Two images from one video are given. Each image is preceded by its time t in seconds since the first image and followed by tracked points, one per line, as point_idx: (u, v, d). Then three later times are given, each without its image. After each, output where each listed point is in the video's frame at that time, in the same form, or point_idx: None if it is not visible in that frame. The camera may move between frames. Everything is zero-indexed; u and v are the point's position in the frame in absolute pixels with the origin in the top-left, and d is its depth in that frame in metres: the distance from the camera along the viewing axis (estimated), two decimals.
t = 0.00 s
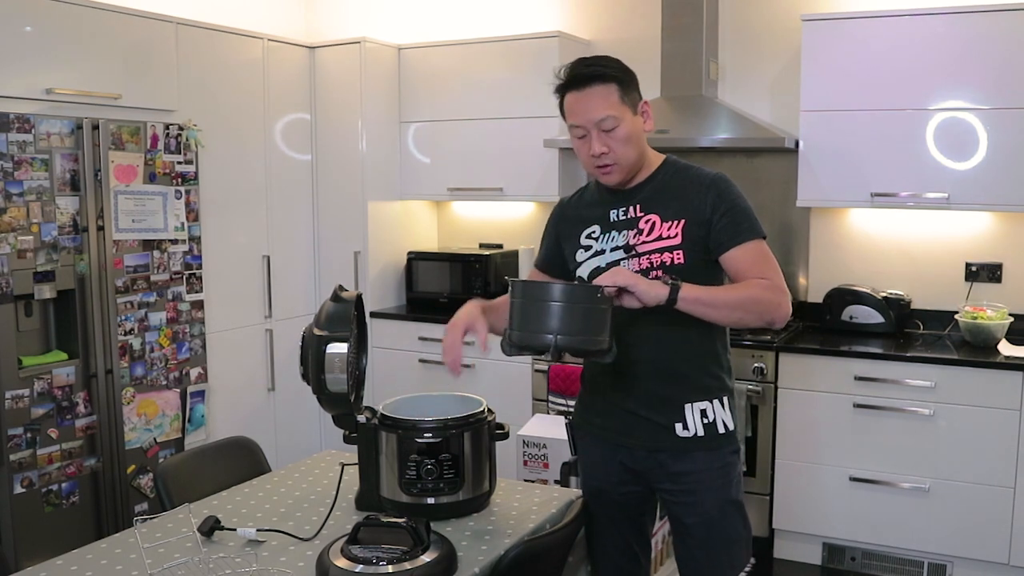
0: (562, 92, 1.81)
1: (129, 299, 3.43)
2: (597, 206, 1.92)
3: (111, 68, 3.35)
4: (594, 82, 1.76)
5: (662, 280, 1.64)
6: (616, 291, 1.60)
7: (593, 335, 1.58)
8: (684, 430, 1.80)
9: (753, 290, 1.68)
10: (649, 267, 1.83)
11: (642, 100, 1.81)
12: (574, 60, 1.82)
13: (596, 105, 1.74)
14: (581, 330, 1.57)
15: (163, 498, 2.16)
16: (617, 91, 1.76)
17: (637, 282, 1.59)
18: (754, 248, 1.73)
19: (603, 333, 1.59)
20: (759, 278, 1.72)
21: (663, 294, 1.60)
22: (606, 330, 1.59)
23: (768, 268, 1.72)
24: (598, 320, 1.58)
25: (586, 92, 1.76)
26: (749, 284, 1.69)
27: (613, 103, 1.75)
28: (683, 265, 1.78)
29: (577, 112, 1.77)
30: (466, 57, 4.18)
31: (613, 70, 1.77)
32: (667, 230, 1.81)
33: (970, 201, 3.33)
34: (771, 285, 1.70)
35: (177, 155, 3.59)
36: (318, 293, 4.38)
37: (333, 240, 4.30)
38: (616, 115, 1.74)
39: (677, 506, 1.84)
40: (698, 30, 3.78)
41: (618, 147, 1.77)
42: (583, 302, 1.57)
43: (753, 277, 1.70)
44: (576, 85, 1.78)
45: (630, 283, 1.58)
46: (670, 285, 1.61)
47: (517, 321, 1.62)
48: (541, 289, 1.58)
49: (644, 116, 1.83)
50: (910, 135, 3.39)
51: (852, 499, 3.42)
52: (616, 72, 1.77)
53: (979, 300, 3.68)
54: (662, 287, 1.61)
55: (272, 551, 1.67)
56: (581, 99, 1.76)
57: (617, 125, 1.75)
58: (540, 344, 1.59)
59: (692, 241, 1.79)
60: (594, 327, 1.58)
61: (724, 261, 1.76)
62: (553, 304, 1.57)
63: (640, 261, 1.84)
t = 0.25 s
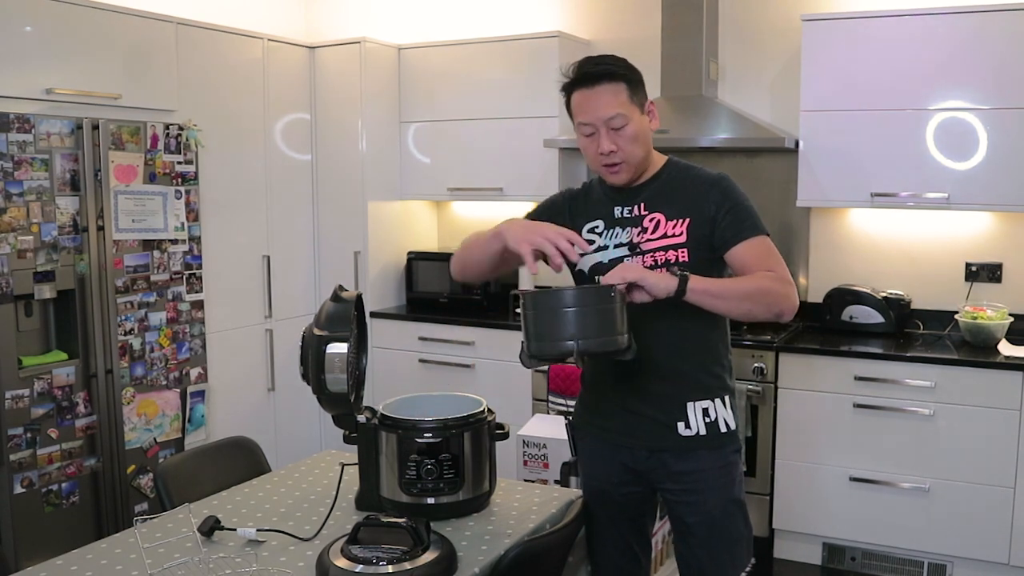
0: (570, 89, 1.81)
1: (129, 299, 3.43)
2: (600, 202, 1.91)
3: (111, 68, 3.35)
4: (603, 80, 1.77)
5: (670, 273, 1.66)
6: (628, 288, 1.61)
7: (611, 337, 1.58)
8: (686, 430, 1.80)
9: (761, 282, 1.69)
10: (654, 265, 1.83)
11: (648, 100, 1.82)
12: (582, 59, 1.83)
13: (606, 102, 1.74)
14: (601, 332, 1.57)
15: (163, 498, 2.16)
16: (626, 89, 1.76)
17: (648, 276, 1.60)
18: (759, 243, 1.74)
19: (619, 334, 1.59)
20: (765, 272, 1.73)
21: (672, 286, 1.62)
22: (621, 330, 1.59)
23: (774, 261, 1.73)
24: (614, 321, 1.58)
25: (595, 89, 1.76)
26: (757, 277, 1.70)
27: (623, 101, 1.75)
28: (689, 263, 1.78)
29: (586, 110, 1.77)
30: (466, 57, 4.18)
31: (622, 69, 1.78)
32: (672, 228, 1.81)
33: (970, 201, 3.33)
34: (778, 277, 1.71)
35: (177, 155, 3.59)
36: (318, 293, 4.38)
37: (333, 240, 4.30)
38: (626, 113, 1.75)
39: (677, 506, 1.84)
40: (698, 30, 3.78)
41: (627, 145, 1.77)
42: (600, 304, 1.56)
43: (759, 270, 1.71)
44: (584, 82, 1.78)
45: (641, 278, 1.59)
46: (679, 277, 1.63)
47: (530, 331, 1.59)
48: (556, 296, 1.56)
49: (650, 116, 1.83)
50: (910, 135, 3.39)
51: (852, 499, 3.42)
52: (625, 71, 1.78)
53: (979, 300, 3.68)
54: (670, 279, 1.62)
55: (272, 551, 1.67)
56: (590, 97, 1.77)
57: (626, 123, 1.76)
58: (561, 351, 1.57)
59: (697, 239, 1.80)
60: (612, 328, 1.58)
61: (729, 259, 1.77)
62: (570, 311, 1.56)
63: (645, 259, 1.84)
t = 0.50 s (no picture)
0: (580, 83, 1.80)
1: (129, 299, 3.43)
2: (604, 200, 1.90)
3: (111, 68, 3.35)
4: (616, 72, 1.77)
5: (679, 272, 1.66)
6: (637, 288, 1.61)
7: (621, 345, 1.58)
8: (689, 429, 1.80)
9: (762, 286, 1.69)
10: (659, 264, 1.83)
11: (657, 97, 1.82)
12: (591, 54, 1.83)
13: (620, 95, 1.74)
14: (612, 342, 1.57)
15: (163, 498, 2.16)
16: (638, 83, 1.77)
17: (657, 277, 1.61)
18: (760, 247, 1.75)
19: (630, 341, 1.60)
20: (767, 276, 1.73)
21: (680, 286, 1.63)
22: (632, 337, 1.60)
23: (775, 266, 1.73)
24: (623, 330, 1.58)
25: (607, 82, 1.76)
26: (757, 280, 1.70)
27: (635, 93, 1.75)
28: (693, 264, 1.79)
29: (598, 101, 1.76)
30: (466, 57, 4.18)
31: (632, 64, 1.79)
32: (679, 229, 1.81)
33: (970, 201, 3.33)
34: (779, 282, 1.71)
35: (177, 155, 3.59)
36: (318, 293, 4.38)
37: (333, 240, 4.30)
38: (637, 106, 1.75)
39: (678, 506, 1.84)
40: (698, 30, 3.78)
41: (638, 140, 1.76)
42: (610, 314, 1.56)
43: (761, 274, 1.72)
44: (596, 75, 1.77)
45: (649, 280, 1.60)
46: (688, 278, 1.64)
47: (542, 338, 1.61)
48: (566, 307, 1.56)
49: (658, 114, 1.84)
50: (910, 135, 3.39)
51: (852, 499, 3.42)
52: (636, 67, 1.78)
53: (979, 300, 3.68)
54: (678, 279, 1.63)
55: (272, 551, 1.67)
56: (602, 88, 1.76)
57: (637, 117, 1.76)
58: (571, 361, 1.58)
59: (703, 240, 1.80)
60: (623, 337, 1.58)
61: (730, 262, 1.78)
62: (581, 321, 1.56)
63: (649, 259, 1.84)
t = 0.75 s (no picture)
0: (582, 81, 1.81)
1: (129, 299, 3.43)
2: (604, 198, 1.89)
3: (111, 68, 3.35)
4: (620, 71, 1.77)
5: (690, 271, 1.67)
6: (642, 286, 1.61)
7: (641, 347, 1.58)
8: (695, 427, 1.80)
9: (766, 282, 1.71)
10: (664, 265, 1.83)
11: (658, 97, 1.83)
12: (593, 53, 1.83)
13: (625, 93, 1.75)
14: (631, 343, 1.57)
15: (163, 498, 2.16)
16: (641, 82, 1.77)
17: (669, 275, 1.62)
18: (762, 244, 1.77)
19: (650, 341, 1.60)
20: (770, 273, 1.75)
21: (693, 283, 1.64)
22: (652, 337, 1.60)
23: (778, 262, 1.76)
24: (643, 333, 1.58)
25: (612, 80, 1.76)
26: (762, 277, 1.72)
27: (639, 92, 1.76)
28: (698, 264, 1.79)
29: (602, 98, 1.76)
30: (466, 57, 4.18)
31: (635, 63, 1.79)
32: (683, 228, 1.81)
33: (970, 201, 3.33)
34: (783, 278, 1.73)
35: (177, 155, 3.59)
36: (318, 293, 4.38)
37: (333, 240, 4.30)
38: (641, 105, 1.76)
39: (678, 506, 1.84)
40: (698, 30, 3.78)
41: (641, 139, 1.76)
42: (627, 318, 1.56)
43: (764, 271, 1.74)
44: (600, 72, 1.77)
45: (665, 278, 1.60)
46: (699, 274, 1.65)
47: (561, 343, 1.61)
48: (584, 313, 1.56)
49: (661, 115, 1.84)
50: (910, 135, 3.39)
51: (852, 499, 3.42)
52: (640, 66, 1.79)
53: (979, 300, 3.68)
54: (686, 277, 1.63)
55: (272, 551, 1.67)
56: (606, 86, 1.76)
57: (640, 116, 1.76)
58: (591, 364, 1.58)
59: (707, 240, 1.80)
60: (643, 337, 1.58)
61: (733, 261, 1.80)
62: (599, 327, 1.56)
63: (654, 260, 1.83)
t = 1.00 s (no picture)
0: (578, 82, 1.80)
1: (129, 299, 3.43)
2: (600, 201, 1.89)
3: (111, 68, 3.35)
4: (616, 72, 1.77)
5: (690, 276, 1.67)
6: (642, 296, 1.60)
7: (646, 356, 1.57)
8: (694, 428, 1.80)
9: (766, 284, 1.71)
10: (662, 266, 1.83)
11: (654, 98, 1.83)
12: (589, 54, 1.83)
13: (621, 93, 1.75)
14: (636, 354, 1.56)
15: (163, 498, 2.16)
16: (637, 83, 1.77)
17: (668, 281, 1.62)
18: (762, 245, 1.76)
19: (654, 349, 1.59)
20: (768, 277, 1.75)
21: (692, 287, 1.64)
22: (655, 346, 1.59)
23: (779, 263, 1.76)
24: (646, 345, 1.57)
25: (608, 81, 1.76)
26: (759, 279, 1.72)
27: (634, 93, 1.76)
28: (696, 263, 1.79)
29: (599, 99, 1.76)
30: (466, 57, 4.18)
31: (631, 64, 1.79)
32: (680, 229, 1.81)
33: (970, 201, 3.33)
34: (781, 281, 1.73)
35: (177, 155, 3.59)
36: (318, 293, 4.38)
37: (333, 240, 4.30)
38: (637, 105, 1.76)
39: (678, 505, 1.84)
40: (698, 30, 3.78)
41: (637, 139, 1.76)
42: (633, 331, 1.55)
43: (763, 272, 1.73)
44: (597, 73, 1.77)
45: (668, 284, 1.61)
46: (698, 278, 1.65)
47: (564, 353, 1.60)
48: (585, 327, 1.54)
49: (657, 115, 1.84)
50: (910, 135, 3.39)
51: (852, 499, 3.42)
52: (635, 66, 1.79)
53: (979, 299, 3.68)
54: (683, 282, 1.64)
55: (272, 551, 1.67)
56: (601, 87, 1.76)
57: (637, 116, 1.76)
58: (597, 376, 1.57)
59: (705, 240, 1.80)
60: (647, 347, 1.57)
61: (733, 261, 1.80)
62: (604, 340, 1.54)
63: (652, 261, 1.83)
